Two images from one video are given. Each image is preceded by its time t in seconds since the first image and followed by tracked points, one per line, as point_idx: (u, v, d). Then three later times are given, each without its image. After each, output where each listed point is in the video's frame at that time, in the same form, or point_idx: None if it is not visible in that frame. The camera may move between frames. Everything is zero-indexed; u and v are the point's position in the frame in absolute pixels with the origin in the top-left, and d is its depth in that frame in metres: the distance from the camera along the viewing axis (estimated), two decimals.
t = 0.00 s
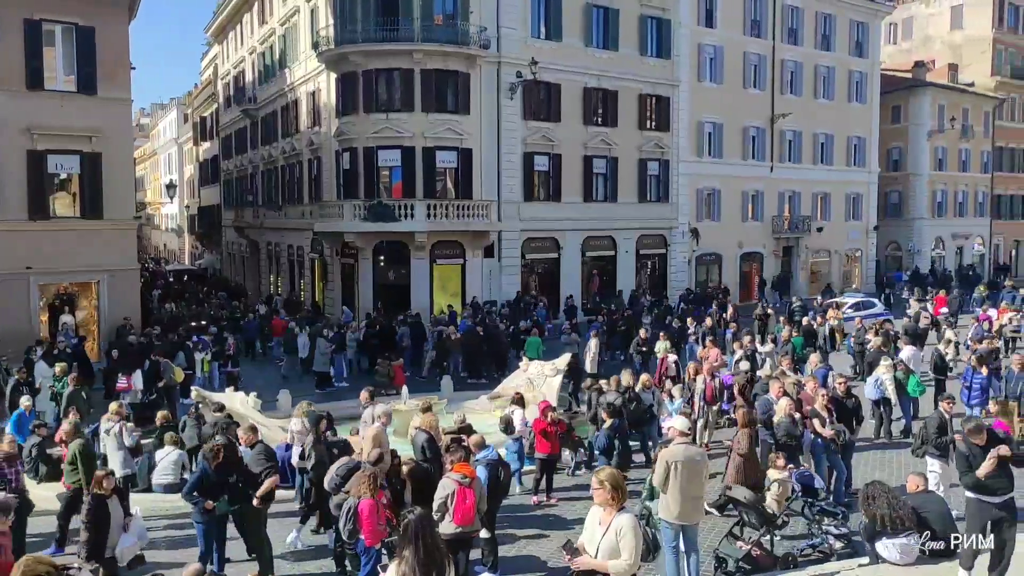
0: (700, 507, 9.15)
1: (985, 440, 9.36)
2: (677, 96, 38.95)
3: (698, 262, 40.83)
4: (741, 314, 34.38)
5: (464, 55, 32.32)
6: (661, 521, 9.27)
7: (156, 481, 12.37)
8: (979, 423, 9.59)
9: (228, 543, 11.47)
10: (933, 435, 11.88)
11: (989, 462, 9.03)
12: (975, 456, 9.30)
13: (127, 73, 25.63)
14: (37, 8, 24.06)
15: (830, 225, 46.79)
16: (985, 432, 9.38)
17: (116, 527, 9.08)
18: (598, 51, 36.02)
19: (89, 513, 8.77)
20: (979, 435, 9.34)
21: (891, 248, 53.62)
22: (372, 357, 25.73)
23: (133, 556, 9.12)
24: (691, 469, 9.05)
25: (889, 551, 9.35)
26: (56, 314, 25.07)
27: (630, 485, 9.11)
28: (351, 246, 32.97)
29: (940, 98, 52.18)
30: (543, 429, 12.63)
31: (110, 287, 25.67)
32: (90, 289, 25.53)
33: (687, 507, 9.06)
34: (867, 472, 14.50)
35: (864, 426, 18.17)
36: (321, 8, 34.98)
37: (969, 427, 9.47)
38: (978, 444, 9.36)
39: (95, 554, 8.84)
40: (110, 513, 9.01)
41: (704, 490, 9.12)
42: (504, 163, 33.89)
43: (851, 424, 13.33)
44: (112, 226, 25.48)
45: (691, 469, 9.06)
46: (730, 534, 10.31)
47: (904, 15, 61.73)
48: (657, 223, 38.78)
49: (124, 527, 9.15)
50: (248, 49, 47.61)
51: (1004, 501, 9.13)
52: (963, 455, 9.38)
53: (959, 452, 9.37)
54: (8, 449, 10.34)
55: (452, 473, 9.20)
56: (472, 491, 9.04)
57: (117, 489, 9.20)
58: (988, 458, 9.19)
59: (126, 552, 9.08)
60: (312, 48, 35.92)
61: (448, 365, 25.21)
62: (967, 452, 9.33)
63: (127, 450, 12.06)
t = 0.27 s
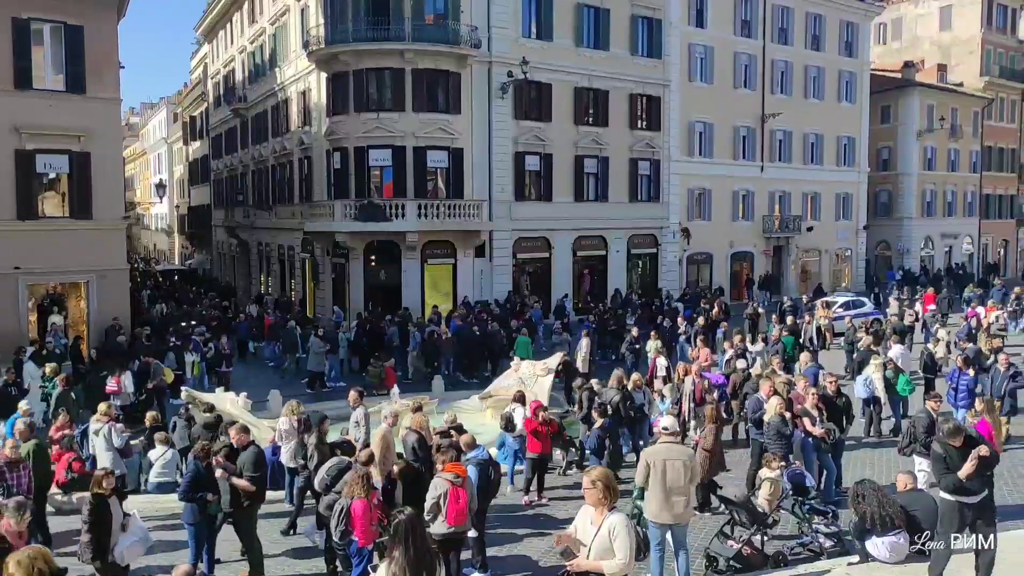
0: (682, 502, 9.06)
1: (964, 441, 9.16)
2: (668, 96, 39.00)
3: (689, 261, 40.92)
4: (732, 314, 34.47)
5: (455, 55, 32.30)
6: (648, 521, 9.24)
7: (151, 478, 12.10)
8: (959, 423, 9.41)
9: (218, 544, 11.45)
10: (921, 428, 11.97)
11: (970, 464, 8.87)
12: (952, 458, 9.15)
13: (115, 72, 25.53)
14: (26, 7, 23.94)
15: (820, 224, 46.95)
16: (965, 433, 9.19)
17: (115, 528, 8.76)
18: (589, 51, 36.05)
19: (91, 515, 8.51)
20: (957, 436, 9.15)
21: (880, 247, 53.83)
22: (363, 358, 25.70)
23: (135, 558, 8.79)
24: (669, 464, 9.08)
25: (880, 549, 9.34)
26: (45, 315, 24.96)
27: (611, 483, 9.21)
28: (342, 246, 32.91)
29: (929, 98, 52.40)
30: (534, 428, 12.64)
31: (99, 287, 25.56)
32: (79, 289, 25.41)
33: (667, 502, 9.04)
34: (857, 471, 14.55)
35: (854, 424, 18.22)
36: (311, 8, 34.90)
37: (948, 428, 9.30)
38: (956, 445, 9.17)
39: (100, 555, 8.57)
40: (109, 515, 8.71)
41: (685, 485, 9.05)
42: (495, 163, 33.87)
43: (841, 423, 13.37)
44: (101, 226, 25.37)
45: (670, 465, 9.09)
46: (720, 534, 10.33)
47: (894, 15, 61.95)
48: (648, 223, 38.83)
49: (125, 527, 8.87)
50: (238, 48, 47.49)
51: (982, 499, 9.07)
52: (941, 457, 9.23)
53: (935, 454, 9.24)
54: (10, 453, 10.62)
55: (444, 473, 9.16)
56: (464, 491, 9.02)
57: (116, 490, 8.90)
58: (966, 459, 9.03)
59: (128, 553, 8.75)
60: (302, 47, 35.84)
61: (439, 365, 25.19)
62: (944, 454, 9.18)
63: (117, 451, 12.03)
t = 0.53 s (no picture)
0: (658, 501, 9.05)
1: (943, 440, 9.05)
2: (659, 96, 39.06)
3: (680, 261, 40.98)
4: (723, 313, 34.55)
5: (446, 54, 32.28)
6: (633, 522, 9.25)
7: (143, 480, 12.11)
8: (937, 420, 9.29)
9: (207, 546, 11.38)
10: (909, 425, 12.24)
11: (950, 463, 8.82)
12: (931, 456, 9.04)
13: (105, 71, 25.41)
14: (14, 5, 23.80)
15: (810, 224, 47.09)
16: (944, 432, 9.07)
17: (119, 531, 8.73)
18: (580, 50, 36.07)
19: (95, 518, 8.49)
20: (936, 435, 9.04)
21: (870, 246, 54.03)
22: (354, 358, 25.68)
23: (140, 558, 8.77)
24: (648, 463, 9.11)
25: (869, 547, 9.72)
26: (34, 315, 24.81)
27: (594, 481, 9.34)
28: (332, 245, 32.82)
29: (919, 98, 52.61)
30: (525, 429, 12.63)
31: (89, 287, 25.43)
32: (68, 289, 25.27)
33: (643, 500, 9.10)
34: (846, 469, 14.61)
35: (845, 422, 18.30)
36: (302, 6, 34.80)
37: (926, 426, 9.17)
38: (934, 444, 9.06)
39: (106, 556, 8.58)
40: (114, 518, 8.69)
41: (662, 484, 9.04)
42: (486, 162, 33.85)
43: (831, 422, 13.41)
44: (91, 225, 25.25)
45: (649, 463, 9.12)
46: (711, 533, 10.32)
47: (883, 15, 62.17)
48: (639, 222, 38.87)
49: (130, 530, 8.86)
50: (228, 47, 47.35)
51: (956, 498, 8.98)
52: (919, 455, 9.10)
53: (914, 452, 9.12)
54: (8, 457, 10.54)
55: (435, 473, 9.16)
56: (455, 491, 9.03)
57: (122, 492, 8.85)
58: (946, 458, 8.96)
59: (133, 554, 8.72)
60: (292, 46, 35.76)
61: (430, 365, 25.17)
62: (922, 452, 9.07)
63: (106, 452, 11.92)
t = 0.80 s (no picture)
0: (641, 500, 9.10)
1: (927, 439, 9.15)
2: (650, 95, 39.11)
3: (671, 260, 41.03)
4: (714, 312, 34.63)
5: (437, 54, 32.26)
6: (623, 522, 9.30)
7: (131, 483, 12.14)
8: (921, 419, 9.39)
9: (197, 547, 11.32)
10: (896, 422, 12.66)
11: (936, 462, 8.90)
12: (915, 456, 9.10)
13: (94, 70, 25.31)
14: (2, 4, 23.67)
15: (801, 223, 47.23)
16: (929, 431, 9.17)
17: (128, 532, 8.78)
18: (572, 50, 36.09)
19: (105, 521, 8.52)
20: (921, 435, 9.13)
21: (861, 246, 54.21)
22: (345, 358, 25.64)
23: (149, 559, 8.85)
24: (631, 463, 9.16)
25: (860, 545, 9.96)
26: (22, 315, 24.67)
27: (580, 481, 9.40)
28: (323, 245, 32.75)
29: (908, 98, 52.81)
30: (516, 428, 12.63)
31: (78, 287, 25.31)
32: (57, 289, 25.13)
33: (627, 500, 9.18)
34: (837, 467, 14.67)
35: (835, 420, 18.37)
36: (293, 6, 34.71)
37: (910, 426, 9.27)
38: (919, 443, 9.15)
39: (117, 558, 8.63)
40: (122, 520, 8.73)
41: (643, 484, 9.08)
42: (477, 162, 33.84)
43: (821, 421, 13.44)
44: (80, 225, 25.13)
45: (632, 462, 9.18)
46: (702, 532, 10.31)
47: (873, 15, 62.36)
48: (630, 222, 38.91)
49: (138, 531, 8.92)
50: (218, 46, 47.19)
51: (940, 496, 9.03)
52: (903, 454, 9.15)
53: (898, 451, 9.16)
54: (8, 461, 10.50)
55: (426, 473, 9.15)
56: (446, 491, 9.03)
57: (128, 494, 8.92)
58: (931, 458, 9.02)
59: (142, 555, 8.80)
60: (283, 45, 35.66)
61: (421, 365, 25.14)
62: (907, 452, 9.11)
63: (96, 453, 11.81)
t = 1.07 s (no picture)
0: (629, 500, 9.11)
1: (915, 437, 9.15)
2: (642, 95, 39.16)
3: (663, 260, 41.09)
4: (706, 311, 34.68)
5: (429, 53, 32.23)
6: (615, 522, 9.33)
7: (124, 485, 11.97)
8: (908, 417, 9.39)
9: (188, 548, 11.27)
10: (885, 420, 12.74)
11: (925, 461, 8.91)
12: (904, 454, 9.08)
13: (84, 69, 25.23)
14: None
15: (792, 223, 47.35)
16: (916, 429, 9.17)
17: (135, 533, 8.81)
18: (564, 50, 36.11)
19: (111, 522, 8.55)
20: (909, 433, 9.12)
21: (852, 246, 54.37)
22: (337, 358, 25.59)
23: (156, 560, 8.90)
24: (620, 463, 9.21)
25: (851, 543, 10.00)
26: (12, 315, 24.55)
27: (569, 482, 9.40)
28: (315, 245, 32.69)
29: (899, 98, 53.00)
30: (508, 428, 12.67)
31: (68, 287, 25.20)
32: (48, 289, 25.03)
33: (615, 500, 9.21)
34: (828, 467, 14.72)
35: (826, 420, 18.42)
36: (284, 5, 34.65)
37: (898, 424, 9.26)
38: (907, 441, 9.15)
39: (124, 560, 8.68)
40: (129, 521, 8.76)
41: (632, 485, 9.11)
42: (469, 162, 33.83)
43: (813, 420, 13.48)
44: (71, 225, 25.04)
45: (620, 462, 9.23)
46: (693, 531, 10.33)
47: (864, 15, 62.55)
48: (622, 222, 38.95)
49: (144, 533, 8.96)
50: (209, 46, 47.07)
51: (929, 494, 9.08)
52: (892, 453, 9.12)
53: (887, 450, 9.13)
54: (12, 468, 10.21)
55: (417, 473, 9.13)
56: (438, 491, 9.02)
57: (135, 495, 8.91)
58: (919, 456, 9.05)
59: (150, 557, 8.86)
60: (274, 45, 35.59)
61: (414, 365, 25.12)
62: (896, 450, 9.09)
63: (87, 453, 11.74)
